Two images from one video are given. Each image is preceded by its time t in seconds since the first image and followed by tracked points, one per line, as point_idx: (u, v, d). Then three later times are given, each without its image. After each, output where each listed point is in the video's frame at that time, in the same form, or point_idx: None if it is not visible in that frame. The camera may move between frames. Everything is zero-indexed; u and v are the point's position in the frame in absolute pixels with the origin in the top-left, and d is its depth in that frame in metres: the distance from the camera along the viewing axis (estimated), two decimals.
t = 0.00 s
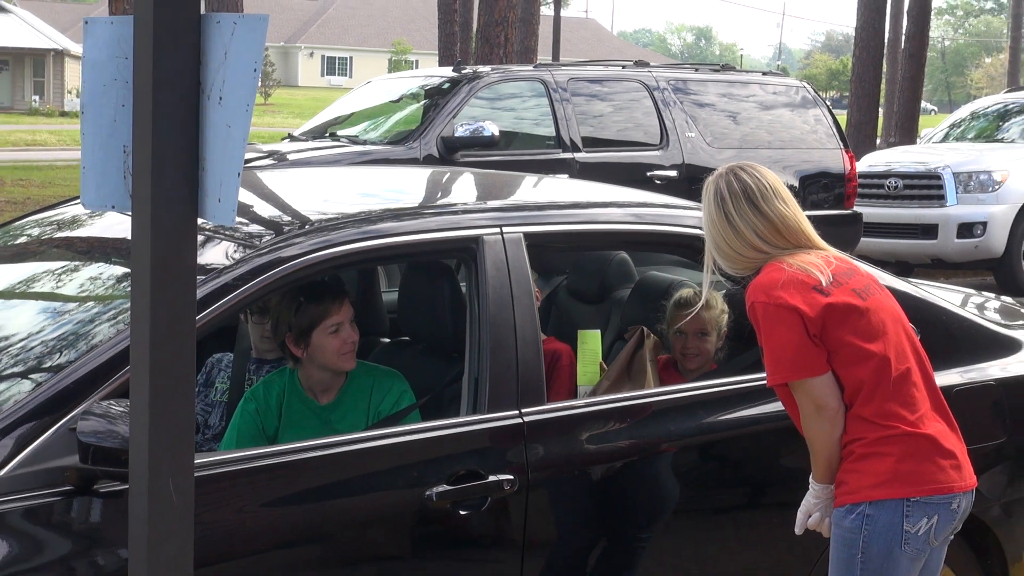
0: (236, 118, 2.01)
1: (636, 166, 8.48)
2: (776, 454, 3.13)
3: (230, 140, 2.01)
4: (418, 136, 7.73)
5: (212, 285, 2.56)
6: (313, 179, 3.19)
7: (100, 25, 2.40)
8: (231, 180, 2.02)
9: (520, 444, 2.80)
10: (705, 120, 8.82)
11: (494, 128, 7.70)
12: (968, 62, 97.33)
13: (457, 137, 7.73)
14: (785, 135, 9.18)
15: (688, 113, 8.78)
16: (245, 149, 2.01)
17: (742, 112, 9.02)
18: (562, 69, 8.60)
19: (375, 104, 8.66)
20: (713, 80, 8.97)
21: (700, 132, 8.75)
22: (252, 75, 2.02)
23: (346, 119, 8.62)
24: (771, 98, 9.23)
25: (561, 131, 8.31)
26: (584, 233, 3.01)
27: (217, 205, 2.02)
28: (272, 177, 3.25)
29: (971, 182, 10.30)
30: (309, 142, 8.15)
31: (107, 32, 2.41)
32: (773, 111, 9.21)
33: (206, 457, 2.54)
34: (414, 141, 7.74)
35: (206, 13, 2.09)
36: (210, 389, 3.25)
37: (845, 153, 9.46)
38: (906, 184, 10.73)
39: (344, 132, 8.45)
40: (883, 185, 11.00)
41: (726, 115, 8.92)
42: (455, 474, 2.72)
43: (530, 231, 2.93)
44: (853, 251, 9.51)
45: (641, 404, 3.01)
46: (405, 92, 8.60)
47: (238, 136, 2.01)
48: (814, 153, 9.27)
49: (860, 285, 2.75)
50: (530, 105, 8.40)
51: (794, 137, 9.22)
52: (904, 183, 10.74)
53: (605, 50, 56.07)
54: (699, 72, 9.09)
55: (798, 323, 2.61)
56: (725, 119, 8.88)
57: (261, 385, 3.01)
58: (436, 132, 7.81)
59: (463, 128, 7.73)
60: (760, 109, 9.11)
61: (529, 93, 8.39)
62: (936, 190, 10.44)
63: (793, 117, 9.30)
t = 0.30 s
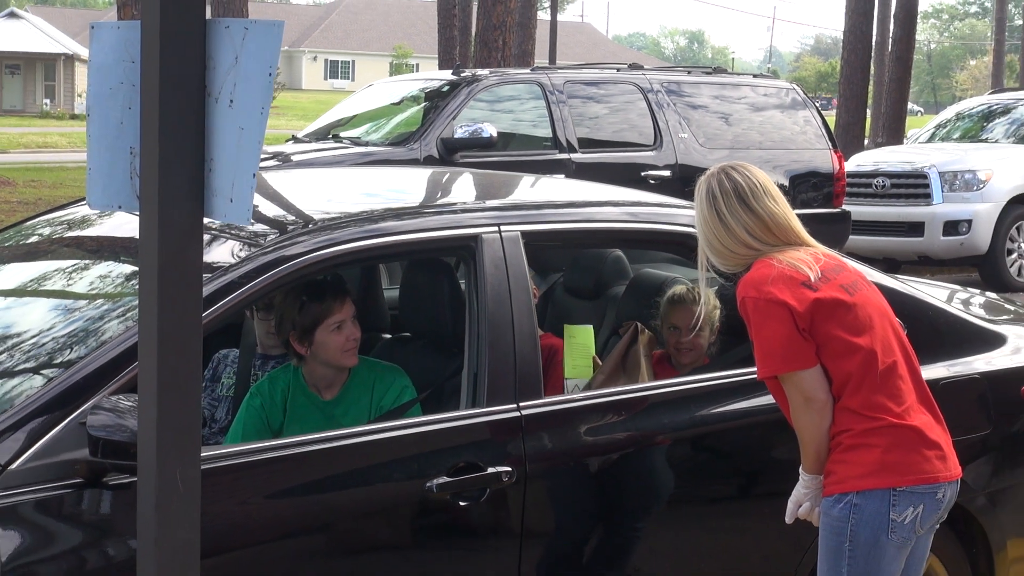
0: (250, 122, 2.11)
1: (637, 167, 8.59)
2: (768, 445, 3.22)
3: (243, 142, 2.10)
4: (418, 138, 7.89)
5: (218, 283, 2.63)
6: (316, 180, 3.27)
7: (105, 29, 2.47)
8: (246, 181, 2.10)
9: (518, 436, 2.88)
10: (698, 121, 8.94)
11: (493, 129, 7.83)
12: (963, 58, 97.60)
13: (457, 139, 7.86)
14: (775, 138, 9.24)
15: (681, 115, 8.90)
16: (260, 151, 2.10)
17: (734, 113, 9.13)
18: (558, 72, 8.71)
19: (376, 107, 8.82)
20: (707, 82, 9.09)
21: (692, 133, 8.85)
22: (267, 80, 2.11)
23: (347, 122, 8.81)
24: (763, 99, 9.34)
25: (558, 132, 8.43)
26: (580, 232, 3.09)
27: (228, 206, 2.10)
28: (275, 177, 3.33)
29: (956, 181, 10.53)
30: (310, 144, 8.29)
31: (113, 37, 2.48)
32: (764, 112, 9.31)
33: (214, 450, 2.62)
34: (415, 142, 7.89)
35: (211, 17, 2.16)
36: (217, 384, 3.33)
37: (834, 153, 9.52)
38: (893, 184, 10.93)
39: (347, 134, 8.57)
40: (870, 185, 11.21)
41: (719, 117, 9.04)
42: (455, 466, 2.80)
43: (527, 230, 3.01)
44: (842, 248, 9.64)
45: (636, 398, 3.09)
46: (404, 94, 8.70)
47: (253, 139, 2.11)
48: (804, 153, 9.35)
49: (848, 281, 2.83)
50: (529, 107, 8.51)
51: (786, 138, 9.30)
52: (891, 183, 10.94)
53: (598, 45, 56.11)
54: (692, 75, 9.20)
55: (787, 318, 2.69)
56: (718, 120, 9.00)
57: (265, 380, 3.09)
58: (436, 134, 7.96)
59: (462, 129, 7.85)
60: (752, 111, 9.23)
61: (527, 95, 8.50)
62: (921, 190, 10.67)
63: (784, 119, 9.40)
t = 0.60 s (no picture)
0: (259, 124, 2.18)
1: (630, 168, 8.69)
2: (758, 438, 3.31)
3: (252, 144, 2.18)
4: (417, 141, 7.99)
5: (223, 282, 2.71)
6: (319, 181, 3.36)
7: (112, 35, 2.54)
8: (256, 183, 2.18)
9: (516, 430, 2.96)
10: (691, 124, 9.07)
11: (492, 132, 7.94)
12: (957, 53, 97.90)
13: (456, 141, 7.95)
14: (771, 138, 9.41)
15: (674, 118, 9.01)
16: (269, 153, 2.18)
17: (726, 116, 9.25)
18: (554, 76, 8.82)
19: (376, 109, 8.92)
20: (699, 86, 9.24)
21: (684, 135, 8.96)
22: (277, 84, 2.20)
23: (350, 124, 8.91)
24: (754, 102, 9.48)
25: (554, 134, 8.56)
26: (576, 231, 3.17)
27: (237, 206, 2.18)
28: (279, 178, 3.41)
29: (942, 181, 10.82)
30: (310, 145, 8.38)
31: (120, 42, 2.56)
32: (755, 115, 9.44)
33: (221, 444, 2.70)
34: (416, 145, 7.97)
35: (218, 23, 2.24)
36: (223, 379, 3.41)
37: (824, 155, 9.64)
38: (880, 183, 11.13)
39: (348, 136, 8.66)
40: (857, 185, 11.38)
41: (711, 119, 9.17)
42: (455, 459, 2.89)
43: (525, 229, 3.10)
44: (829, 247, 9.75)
45: (630, 393, 3.17)
46: (404, 98, 8.79)
47: (262, 141, 2.19)
48: (793, 154, 9.48)
49: (837, 278, 2.92)
50: (527, 110, 8.63)
51: (776, 140, 9.44)
52: (878, 183, 11.14)
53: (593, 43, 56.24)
54: (684, 79, 9.33)
55: (777, 313, 2.77)
56: (710, 123, 9.12)
57: (270, 377, 3.17)
58: (436, 137, 8.06)
59: (462, 133, 7.94)
60: (743, 113, 9.36)
61: (524, 98, 8.62)
62: (909, 190, 10.89)
63: (775, 121, 9.53)
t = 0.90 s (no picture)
0: (265, 126, 2.26)
1: (625, 168, 8.77)
2: (749, 432, 3.40)
3: (258, 145, 2.26)
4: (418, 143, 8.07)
5: (229, 280, 2.78)
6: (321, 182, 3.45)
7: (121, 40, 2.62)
8: (263, 183, 2.25)
9: (514, 423, 3.05)
10: (684, 126, 9.18)
11: (490, 134, 8.04)
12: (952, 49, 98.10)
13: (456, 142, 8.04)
14: (759, 142, 9.50)
15: (668, 120, 9.12)
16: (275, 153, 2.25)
17: (719, 118, 9.35)
18: (551, 79, 8.93)
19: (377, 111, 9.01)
20: (692, 89, 9.35)
21: (678, 137, 9.07)
22: (283, 88, 2.27)
23: (353, 126, 9.01)
24: (746, 105, 9.59)
25: (551, 136, 8.65)
26: (573, 230, 3.26)
27: (244, 206, 2.25)
28: (282, 179, 3.50)
29: (928, 182, 11.01)
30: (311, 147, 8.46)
31: (128, 47, 2.63)
32: (748, 117, 9.55)
33: (228, 437, 2.78)
34: (416, 147, 8.05)
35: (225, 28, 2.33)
36: (229, 375, 3.49)
37: (813, 156, 9.75)
38: (868, 184, 11.35)
39: (351, 139, 8.73)
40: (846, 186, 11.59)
41: (704, 121, 9.28)
42: (455, 452, 2.97)
43: (522, 228, 3.18)
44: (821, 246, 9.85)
45: (625, 388, 3.26)
46: (404, 101, 8.89)
47: (268, 142, 2.26)
48: (784, 155, 9.59)
49: (827, 276, 3.00)
50: (525, 112, 8.70)
51: (767, 141, 9.57)
52: (865, 183, 11.36)
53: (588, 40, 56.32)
54: (677, 82, 9.44)
55: (769, 310, 2.86)
56: (703, 125, 9.23)
57: (275, 372, 3.25)
58: (437, 139, 8.14)
59: (461, 134, 8.03)
60: (736, 116, 9.48)
61: (523, 102, 8.70)
62: (896, 190, 11.12)
63: (766, 124, 9.65)
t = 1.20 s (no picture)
0: (258, 127, 2.30)
1: (619, 168, 8.84)
2: (739, 424, 3.49)
3: (253, 147, 2.31)
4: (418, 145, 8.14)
5: (233, 278, 2.85)
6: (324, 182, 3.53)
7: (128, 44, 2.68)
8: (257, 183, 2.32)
9: (510, 416, 3.13)
10: (677, 127, 9.27)
11: (487, 134, 8.17)
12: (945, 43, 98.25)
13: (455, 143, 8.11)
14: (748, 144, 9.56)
15: (661, 121, 9.20)
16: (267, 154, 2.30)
17: (711, 120, 9.44)
18: (547, 82, 9.02)
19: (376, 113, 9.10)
20: (685, 91, 9.45)
21: (670, 138, 9.15)
22: (271, 88, 2.31)
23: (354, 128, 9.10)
24: (737, 106, 9.70)
25: (547, 137, 8.73)
26: (568, 229, 3.35)
27: (242, 206, 2.33)
28: (285, 180, 3.58)
29: (914, 180, 11.15)
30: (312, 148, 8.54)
31: (136, 52, 2.70)
32: (739, 118, 9.65)
33: (233, 431, 2.85)
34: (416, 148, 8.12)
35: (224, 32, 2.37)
36: (233, 370, 3.54)
37: (802, 156, 9.86)
38: (856, 183, 11.44)
39: (351, 140, 8.80)
40: (835, 185, 11.67)
41: (696, 123, 9.37)
42: (453, 444, 3.05)
43: (519, 227, 3.27)
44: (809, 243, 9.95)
45: (618, 382, 3.35)
46: (405, 103, 8.95)
47: (261, 142, 2.31)
48: (774, 155, 9.67)
49: (816, 273, 3.08)
50: (523, 114, 8.78)
51: (758, 141, 9.67)
52: (854, 183, 11.46)
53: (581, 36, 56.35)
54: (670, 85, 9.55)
55: (760, 306, 2.94)
56: (696, 126, 9.32)
57: (279, 368, 3.33)
58: (435, 140, 8.22)
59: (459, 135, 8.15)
60: (727, 117, 9.58)
61: (521, 104, 8.78)
62: (882, 190, 11.22)
63: (757, 125, 9.76)
